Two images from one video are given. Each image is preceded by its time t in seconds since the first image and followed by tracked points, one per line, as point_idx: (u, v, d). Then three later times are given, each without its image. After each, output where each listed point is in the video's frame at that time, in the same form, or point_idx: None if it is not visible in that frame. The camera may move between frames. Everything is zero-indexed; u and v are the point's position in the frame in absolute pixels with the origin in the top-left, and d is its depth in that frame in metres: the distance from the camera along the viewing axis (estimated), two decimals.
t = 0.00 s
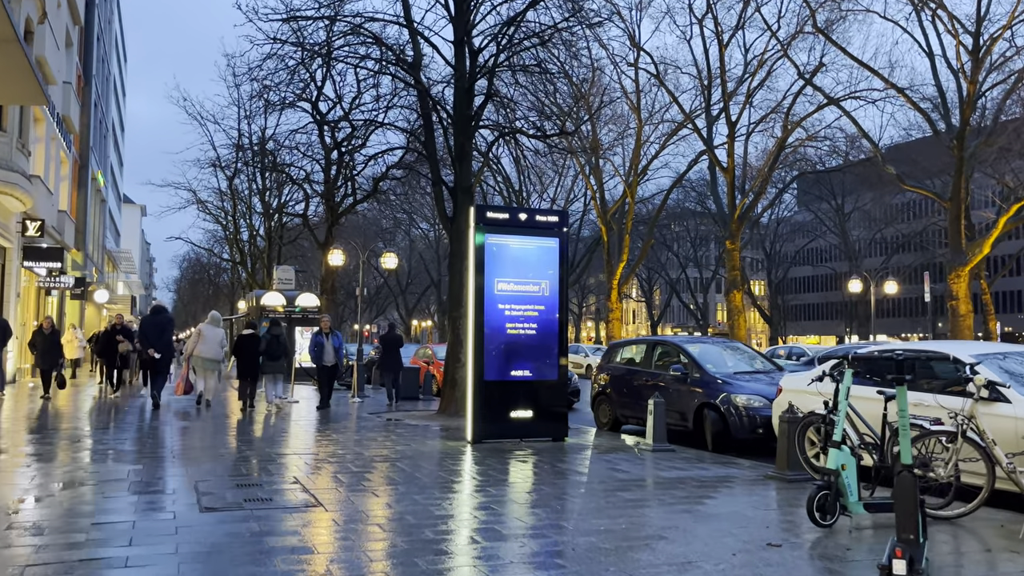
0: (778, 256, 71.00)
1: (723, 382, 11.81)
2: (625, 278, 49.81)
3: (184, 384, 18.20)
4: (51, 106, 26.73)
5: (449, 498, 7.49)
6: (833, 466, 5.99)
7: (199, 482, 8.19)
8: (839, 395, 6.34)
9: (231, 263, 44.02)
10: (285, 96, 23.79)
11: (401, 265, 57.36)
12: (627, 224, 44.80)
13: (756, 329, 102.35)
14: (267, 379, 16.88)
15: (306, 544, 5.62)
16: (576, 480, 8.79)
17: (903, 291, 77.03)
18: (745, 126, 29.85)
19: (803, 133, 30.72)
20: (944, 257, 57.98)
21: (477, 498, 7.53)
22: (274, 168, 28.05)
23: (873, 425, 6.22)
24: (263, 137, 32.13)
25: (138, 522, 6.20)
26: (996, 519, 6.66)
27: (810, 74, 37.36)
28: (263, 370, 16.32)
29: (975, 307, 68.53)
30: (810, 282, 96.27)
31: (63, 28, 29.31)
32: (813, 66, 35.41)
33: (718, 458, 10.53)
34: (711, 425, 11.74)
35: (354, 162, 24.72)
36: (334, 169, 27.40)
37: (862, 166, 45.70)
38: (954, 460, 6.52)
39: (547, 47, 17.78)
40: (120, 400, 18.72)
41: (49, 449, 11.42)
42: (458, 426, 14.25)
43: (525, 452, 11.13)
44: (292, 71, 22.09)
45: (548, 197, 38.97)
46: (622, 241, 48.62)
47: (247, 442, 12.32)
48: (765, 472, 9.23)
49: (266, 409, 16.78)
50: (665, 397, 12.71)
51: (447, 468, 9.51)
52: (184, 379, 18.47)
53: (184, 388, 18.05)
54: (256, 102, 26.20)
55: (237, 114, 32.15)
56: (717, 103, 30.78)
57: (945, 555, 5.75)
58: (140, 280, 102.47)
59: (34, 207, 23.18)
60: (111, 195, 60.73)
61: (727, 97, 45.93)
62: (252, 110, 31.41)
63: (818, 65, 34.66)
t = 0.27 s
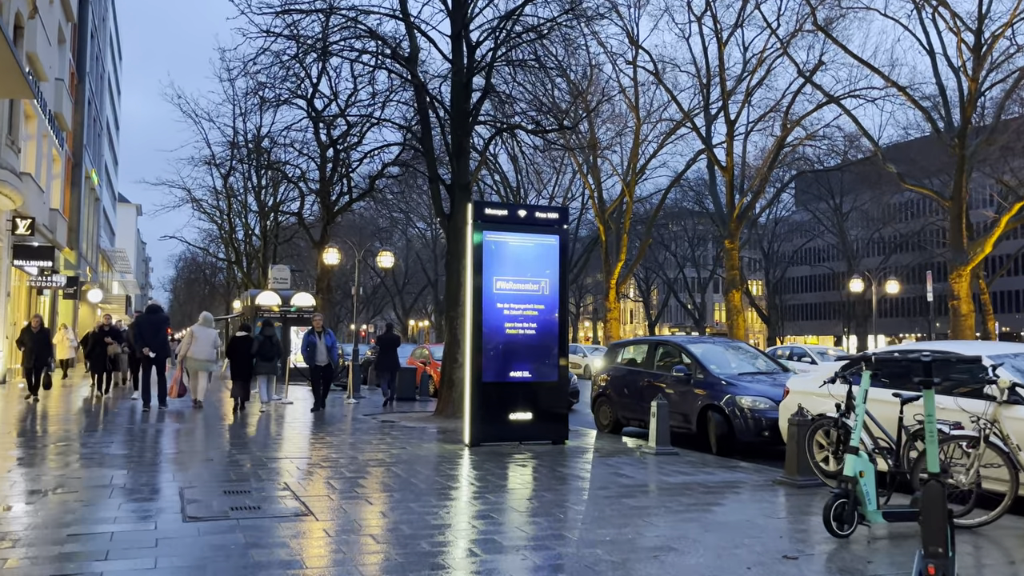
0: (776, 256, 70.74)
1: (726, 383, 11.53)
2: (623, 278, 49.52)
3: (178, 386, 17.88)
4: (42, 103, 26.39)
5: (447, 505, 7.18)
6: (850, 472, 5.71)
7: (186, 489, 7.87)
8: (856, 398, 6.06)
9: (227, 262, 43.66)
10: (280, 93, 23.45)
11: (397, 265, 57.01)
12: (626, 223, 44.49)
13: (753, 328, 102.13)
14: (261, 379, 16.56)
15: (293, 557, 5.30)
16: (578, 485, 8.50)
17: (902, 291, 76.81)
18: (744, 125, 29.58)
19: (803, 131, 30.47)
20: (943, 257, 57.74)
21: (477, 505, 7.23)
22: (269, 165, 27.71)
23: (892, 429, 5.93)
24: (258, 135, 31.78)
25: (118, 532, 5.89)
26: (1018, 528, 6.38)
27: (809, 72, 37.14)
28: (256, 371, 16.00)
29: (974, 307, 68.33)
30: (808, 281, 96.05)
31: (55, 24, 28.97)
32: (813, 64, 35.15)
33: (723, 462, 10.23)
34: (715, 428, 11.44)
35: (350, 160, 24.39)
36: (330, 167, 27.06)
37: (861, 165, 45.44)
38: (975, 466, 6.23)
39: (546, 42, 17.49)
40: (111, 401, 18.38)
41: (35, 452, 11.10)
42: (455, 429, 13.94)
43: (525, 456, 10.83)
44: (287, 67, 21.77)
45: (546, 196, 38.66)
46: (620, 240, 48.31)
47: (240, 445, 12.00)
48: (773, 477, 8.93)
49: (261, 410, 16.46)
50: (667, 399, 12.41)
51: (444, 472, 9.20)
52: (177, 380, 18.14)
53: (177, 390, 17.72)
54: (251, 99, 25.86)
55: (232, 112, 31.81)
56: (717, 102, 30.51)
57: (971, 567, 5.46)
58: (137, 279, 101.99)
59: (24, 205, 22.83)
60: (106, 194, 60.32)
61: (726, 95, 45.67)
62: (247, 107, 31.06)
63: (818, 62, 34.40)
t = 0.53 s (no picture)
0: (776, 256, 70.43)
1: (733, 384, 11.24)
2: (622, 278, 49.18)
3: (173, 387, 17.56)
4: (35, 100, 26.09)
5: (448, 512, 6.88)
6: (873, 479, 5.42)
7: (175, 494, 7.55)
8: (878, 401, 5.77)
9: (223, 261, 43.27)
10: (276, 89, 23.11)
11: (395, 265, 56.62)
12: (625, 223, 44.14)
13: (753, 329, 101.80)
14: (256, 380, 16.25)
15: (284, 571, 4.98)
16: (583, 491, 8.19)
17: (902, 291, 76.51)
18: (744, 124, 29.30)
19: (805, 128, 30.17)
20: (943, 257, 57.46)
21: (478, 512, 6.92)
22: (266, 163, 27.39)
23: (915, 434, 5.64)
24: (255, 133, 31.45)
25: (98, 543, 5.58)
26: None
27: (810, 70, 36.90)
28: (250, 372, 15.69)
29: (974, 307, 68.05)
30: (807, 281, 95.73)
31: (49, 19, 28.64)
32: (814, 62, 34.85)
33: (731, 465, 9.93)
34: (721, 430, 11.15)
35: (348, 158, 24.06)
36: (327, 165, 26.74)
37: (861, 164, 45.14)
38: (1002, 472, 5.95)
39: (546, 35, 17.20)
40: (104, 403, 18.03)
41: (24, 455, 10.78)
42: (454, 431, 13.63)
43: (526, 459, 10.53)
44: (284, 63, 21.44)
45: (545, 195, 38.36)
46: (619, 240, 47.96)
47: (234, 447, 11.69)
48: (784, 481, 8.64)
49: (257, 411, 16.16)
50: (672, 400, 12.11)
51: (444, 477, 8.89)
52: (172, 380, 17.82)
53: (172, 391, 17.40)
54: (247, 96, 25.52)
55: (228, 110, 31.46)
56: (717, 100, 30.21)
57: None
58: (134, 278, 101.49)
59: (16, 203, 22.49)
60: (102, 194, 59.87)
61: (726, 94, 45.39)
62: (243, 105, 30.72)
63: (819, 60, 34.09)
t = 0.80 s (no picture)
0: (775, 256, 70.16)
1: (741, 385, 10.96)
2: (621, 278, 48.89)
3: (167, 387, 17.24)
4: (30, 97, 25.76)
5: (452, 519, 6.57)
6: (901, 487, 5.15)
7: (166, 501, 7.24)
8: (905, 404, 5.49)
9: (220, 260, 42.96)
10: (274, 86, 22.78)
11: (393, 264, 56.30)
12: (624, 223, 43.84)
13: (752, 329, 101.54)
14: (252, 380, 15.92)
15: None
16: (592, 497, 7.89)
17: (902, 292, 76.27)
18: (746, 122, 29.02)
19: (807, 127, 29.90)
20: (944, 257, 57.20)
21: (483, 520, 6.62)
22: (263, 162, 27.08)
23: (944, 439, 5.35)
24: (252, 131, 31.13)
25: (83, 555, 5.28)
26: None
27: (812, 68, 36.65)
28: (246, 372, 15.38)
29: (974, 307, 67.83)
30: (806, 281, 95.49)
31: (44, 15, 28.28)
32: (816, 60, 34.58)
33: (741, 469, 9.64)
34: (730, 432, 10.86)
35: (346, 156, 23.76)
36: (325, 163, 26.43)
37: (862, 164, 44.90)
38: None
39: (548, 30, 16.92)
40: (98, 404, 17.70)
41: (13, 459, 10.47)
42: (455, 433, 13.33)
43: (531, 462, 10.23)
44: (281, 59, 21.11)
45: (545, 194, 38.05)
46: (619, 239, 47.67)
47: (229, 450, 11.38)
48: (798, 486, 8.35)
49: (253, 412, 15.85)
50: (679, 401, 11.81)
51: (446, 482, 8.60)
52: (166, 380, 17.49)
53: (166, 391, 17.07)
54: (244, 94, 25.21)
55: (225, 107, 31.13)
56: (719, 99, 29.94)
57: None
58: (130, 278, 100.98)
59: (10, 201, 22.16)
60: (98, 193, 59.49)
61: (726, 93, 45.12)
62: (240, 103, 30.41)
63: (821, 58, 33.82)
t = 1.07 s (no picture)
0: (777, 256, 69.86)
1: (751, 387, 10.66)
2: (622, 278, 48.57)
3: (164, 387, 16.96)
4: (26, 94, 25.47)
5: (458, 528, 6.29)
6: (935, 496, 4.87)
7: (157, 510, 6.94)
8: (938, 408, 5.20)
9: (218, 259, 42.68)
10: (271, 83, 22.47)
11: (392, 264, 55.97)
12: (625, 222, 43.54)
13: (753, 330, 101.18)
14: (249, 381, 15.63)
15: None
16: (600, 504, 7.60)
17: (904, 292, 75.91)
18: (748, 121, 28.78)
19: (810, 124, 29.59)
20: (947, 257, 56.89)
21: (490, 529, 6.33)
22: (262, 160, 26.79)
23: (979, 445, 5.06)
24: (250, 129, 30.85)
25: (64, 569, 4.98)
26: None
27: (815, 66, 36.35)
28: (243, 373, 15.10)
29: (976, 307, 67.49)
30: (807, 282, 95.12)
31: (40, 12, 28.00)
32: (818, 57, 34.28)
33: (753, 474, 9.35)
34: (740, 435, 10.56)
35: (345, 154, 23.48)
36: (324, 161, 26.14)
37: (865, 163, 44.57)
38: None
39: (550, 24, 16.62)
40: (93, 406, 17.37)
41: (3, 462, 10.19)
42: (456, 435, 13.03)
43: (536, 467, 9.94)
44: (279, 55, 20.81)
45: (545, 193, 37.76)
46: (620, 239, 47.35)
47: (227, 453, 11.11)
48: (814, 492, 8.06)
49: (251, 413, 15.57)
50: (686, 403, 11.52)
51: (449, 487, 8.31)
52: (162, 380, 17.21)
53: (162, 391, 16.80)
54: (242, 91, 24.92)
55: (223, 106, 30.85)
56: (720, 98, 29.66)
57: None
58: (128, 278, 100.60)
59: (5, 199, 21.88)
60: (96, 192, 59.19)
61: (728, 91, 44.86)
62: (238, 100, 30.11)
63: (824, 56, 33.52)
